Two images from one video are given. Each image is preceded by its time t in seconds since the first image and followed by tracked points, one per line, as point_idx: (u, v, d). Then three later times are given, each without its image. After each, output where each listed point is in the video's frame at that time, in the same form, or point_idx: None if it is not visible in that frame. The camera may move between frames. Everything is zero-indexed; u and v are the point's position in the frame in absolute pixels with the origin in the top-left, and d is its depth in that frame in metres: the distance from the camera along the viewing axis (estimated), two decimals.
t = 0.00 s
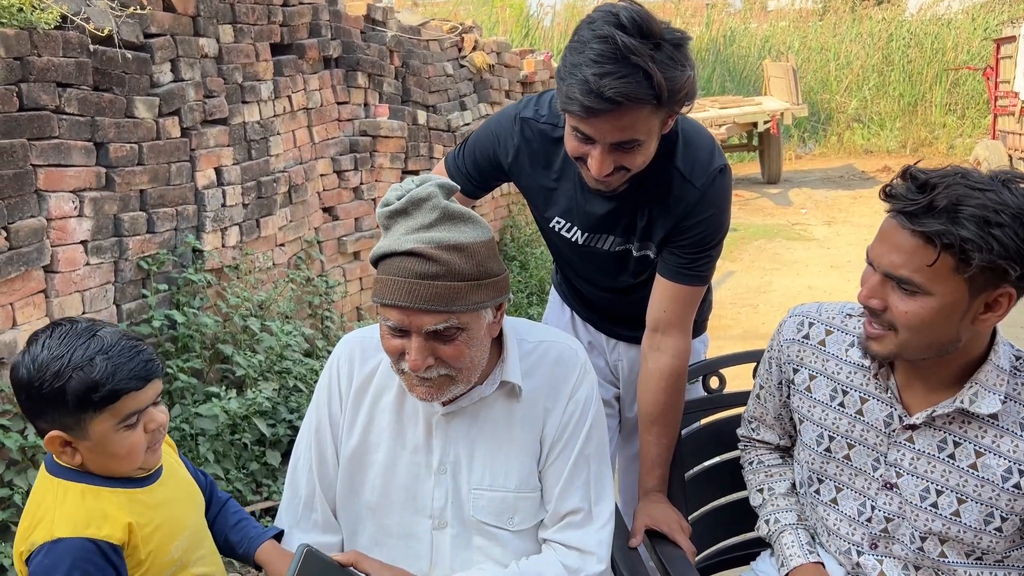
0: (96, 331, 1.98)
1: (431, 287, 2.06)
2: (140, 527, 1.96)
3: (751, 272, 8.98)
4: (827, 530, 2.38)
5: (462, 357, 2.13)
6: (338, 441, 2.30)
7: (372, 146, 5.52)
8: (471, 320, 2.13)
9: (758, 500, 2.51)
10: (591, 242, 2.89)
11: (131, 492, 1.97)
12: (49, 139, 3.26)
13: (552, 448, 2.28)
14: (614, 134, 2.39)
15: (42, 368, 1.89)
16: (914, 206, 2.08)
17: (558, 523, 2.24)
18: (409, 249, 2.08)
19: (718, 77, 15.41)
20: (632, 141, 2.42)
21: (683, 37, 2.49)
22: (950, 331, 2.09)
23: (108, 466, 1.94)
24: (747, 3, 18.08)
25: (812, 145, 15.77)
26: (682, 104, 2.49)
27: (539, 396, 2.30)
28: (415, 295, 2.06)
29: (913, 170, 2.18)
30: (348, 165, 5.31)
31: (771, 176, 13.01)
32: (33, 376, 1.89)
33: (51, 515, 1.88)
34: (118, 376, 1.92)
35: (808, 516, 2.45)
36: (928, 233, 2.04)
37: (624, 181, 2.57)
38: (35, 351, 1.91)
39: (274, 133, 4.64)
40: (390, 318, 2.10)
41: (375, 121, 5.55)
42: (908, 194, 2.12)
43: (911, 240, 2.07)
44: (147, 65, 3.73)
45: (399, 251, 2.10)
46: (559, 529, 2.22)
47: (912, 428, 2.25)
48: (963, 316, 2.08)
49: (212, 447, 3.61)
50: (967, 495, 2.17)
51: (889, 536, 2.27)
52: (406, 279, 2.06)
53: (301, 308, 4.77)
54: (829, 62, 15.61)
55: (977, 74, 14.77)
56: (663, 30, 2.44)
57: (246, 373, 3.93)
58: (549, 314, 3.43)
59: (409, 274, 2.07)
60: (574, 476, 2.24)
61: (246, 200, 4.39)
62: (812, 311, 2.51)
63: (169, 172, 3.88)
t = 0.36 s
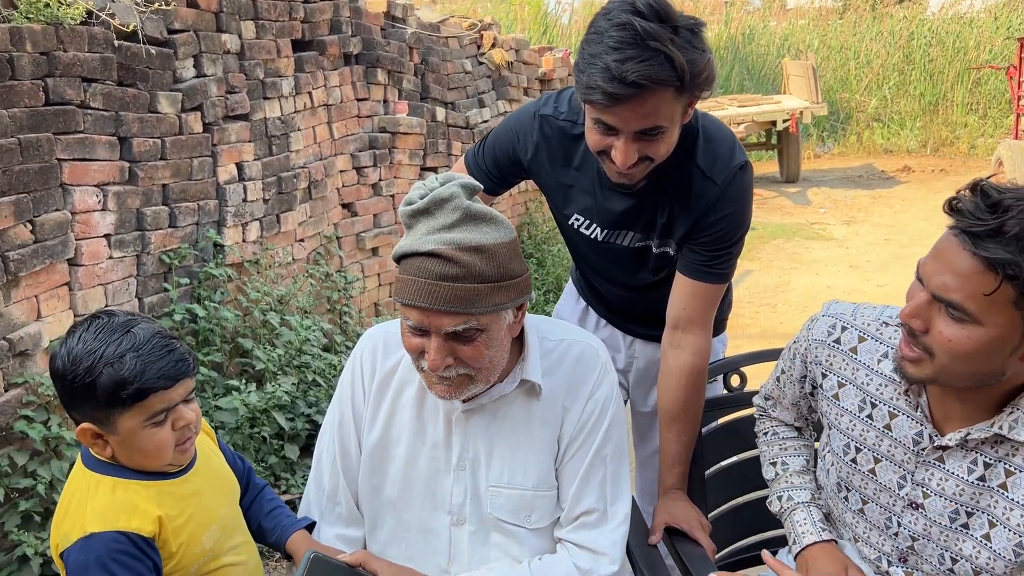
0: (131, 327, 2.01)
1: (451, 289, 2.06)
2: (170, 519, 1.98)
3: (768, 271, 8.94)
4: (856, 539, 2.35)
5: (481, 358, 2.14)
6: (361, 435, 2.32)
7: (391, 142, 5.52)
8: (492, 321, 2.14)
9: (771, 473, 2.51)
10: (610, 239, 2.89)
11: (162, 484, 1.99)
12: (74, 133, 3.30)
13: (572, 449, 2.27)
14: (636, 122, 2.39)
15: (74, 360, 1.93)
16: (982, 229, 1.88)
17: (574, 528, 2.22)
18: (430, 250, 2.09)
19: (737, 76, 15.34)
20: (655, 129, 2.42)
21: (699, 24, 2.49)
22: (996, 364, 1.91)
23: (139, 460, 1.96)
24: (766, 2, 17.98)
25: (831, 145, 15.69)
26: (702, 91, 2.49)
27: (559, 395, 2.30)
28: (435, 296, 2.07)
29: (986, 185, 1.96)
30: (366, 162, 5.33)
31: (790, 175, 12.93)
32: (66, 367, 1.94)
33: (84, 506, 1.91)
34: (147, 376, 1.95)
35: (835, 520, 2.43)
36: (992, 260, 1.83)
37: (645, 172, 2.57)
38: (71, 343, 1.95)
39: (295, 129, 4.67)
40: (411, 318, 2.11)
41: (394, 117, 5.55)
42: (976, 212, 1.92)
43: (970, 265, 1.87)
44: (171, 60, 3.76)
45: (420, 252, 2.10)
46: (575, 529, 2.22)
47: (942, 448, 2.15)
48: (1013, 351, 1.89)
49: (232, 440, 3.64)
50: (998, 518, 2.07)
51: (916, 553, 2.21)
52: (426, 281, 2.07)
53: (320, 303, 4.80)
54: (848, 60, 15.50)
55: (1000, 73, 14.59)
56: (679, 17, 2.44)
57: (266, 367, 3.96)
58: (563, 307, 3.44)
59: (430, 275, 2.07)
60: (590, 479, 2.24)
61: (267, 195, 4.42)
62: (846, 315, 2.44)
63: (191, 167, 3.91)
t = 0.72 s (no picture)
0: (149, 320, 2.05)
1: (473, 287, 2.07)
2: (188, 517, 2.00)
3: (791, 274, 8.88)
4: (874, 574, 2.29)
5: (504, 354, 2.14)
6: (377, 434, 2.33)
7: (413, 142, 5.53)
8: (513, 318, 2.14)
9: (798, 472, 2.32)
10: (627, 239, 2.88)
11: (180, 481, 2.01)
12: (101, 131, 3.34)
13: (591, 449, 2.27)
14: (647, 111, 2.40)
15: (97, 355, 1.97)
16: (936, 327, 1.71)
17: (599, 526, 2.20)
18: (448, 250, 2.09)
19: (760, 77, 15.25)
20: (667, 118, 2.41)
21: (714, 17, 2.49)
22: (947, 471, 1.75)
23: (163, 453, 1.98)
24: (790, 2, 17.85)
25: (855, 146, 15.56)
26: (716, 82, 2.48)
27: (575, 396, 2.30)
28: (457, 295, 2.07)
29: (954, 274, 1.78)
30: (389, 161, 5.35)
31: (813, 177, 12.83)
32: (89, 363, 1.98)
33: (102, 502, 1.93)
34: (170, 364, 1.98)
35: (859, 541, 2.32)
36: (941, 367, 1.67)
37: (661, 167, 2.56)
38: (91, 339, 2.00)
39: (318, 128, 4.69)
40: (432, 319, 2.11)
41: (416, 117, 5.56)
42: (936, 304, 1.75)
43: (921, 367, 1.70)
44: (196, 59, 3.79)
45: (439, 253, 2.11)
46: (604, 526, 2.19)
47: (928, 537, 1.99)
48: (966, 464, 1.73)
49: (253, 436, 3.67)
50: None
51: None
52: (445, 281, 2.07)
53: (341, 301, 4.82)
54: (874, 61, 15.35)
55: None
56: (693, 9, 2.45)
57: (287, 364, 3.99)
58: (582, 309, 3.43)
59: (450, 274, 2.08)
60: (613, 479, 2.22)
61: (289, 194, 4.45)
62: (844, 370, 2.18)
63: (215, 165, 3.95)
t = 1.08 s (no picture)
0: (163, 312, 2.07)
1: (517, 262, 2.10)
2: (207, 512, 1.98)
3: (815, 277, 8.78)
4: None
5: (545, 335, 2.16)
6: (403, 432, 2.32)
7: (437, 142, 5.51)
8: (551, 295, 2.17)
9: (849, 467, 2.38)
10: (653, 242, 2.85)
11: (202, 474, 1.99)
12: (129, 130, 3.36)
13: (632, 437, 2.29)
14: (668, 117, 2.37)
15: (113, 349, 1.99)
16: (877, 230, 1.74)
17: (656, 507, 2.22)
18: (489, 229, 2.13)
19: (785, 78, 15.11)
20: (689, 125, 2.39)
21: (742, 22, 2.47)
22: (903, 384, 1.72)
23: (186, 442, 1.99)
24: (816, 2, 17.68)
25: (882, 149, 15.38)
26: (741, 90, 2.45)
27: (607, 386, 2.31)
28: (502, 271, 2.09)
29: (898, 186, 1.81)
30: (412, 161, 5.34)
31: (839, 179, 12.70)
32: (108, 358, 1.99)
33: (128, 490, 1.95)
34: (180, 346, 1.99)
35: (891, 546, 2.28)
36: (883, 262, 1.69)
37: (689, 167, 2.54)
38: (108, 336, 2.02)
39: (343, 128, 4.70)
40: (475, 300, 2.10)
41: (440, 117, 5.54)
42: (879, 213, 1.78)
43: (865, 269, 1.73)
44: (223, 58, 3.81)
45: (478, 232, 2.13)
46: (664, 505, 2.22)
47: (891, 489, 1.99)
48: (916, 375, 1.71)
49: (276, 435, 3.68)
50: None
51: None
52: (490, 257, 2.10)
53: (364, 300, 4.83)
54: (901, 62, 15.17)
55: None
56: (720, 14, 2.44)
57: (311, 363, 4.00)
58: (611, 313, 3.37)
59: (492, 252, 2.11)
60: (665, 462, 2.24)
61: (314, 193, 4.47)
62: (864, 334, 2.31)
63: (241, 164, 3.97)
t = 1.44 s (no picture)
0: (204, 305, 2.06)
1: (567, 224, 2.23)
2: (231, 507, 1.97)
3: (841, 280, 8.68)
4: None
5: (591, 301, 2.25)
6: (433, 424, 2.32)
7: (462, 141, 5.50)
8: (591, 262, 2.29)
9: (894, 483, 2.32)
10: (685, 242, 2.82)
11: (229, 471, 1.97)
12: (159, 128, 3.38)
13: (665, 420, 2.29)
14: (692, 132, 2.36)
15: (154, 339, 1.99)
16: (815, 238, 1.72)
17: (706, 487, 2.24)
18: (539, 197, 2.24)
19: (811, 79, 14.86)
20: (713, 140, 2.37)
21: (773, 34, 2.44)
22: (839, 388, 1.68)
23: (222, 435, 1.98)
24: (843, 3, 17.50)
25: (909, 151, 15.19)
26: (768, 105, 2.43)
27: (635, 369, 2.32)
28: (556, 232, 2.21)
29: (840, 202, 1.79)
30: (438, 161, 5.34)
31: (866, 181, 12.54)
32: (149, 349, 1.99)
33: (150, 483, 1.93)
34: (222, 334, 1.98)
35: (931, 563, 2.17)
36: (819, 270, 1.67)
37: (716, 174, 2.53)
38: (149, 329, 2.01)
39: (369, 127, 4.71)
40: (529, 265, 2.19)
41: (466, 116, 5.52)
42: (819, 224, 1.76)
43: (805, 274, 1.71)
44: (252, 57, 3.83)
45: (528, 201, 2.24)
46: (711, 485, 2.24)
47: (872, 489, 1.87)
48: (853, 377, 1.66)
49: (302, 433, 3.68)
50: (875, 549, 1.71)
51: None
52: (543, 221, 2.21)
53: (389, 300, 4.83)
54: (930, 63, 14.98)
55: None
56: (751, 25, 2.41)
57: (337, 362, 4.01)
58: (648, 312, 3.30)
59: (544, 217, 2.22)
60: (711, 442, 2.26)
61: (340, 193, 4.48)
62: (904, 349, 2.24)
63: (269, 163, 3.98)
